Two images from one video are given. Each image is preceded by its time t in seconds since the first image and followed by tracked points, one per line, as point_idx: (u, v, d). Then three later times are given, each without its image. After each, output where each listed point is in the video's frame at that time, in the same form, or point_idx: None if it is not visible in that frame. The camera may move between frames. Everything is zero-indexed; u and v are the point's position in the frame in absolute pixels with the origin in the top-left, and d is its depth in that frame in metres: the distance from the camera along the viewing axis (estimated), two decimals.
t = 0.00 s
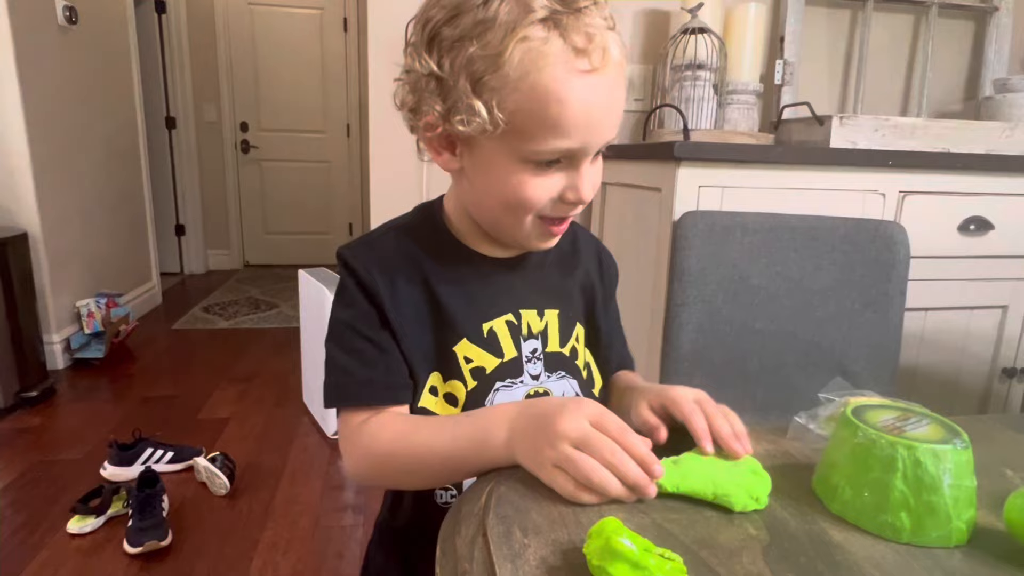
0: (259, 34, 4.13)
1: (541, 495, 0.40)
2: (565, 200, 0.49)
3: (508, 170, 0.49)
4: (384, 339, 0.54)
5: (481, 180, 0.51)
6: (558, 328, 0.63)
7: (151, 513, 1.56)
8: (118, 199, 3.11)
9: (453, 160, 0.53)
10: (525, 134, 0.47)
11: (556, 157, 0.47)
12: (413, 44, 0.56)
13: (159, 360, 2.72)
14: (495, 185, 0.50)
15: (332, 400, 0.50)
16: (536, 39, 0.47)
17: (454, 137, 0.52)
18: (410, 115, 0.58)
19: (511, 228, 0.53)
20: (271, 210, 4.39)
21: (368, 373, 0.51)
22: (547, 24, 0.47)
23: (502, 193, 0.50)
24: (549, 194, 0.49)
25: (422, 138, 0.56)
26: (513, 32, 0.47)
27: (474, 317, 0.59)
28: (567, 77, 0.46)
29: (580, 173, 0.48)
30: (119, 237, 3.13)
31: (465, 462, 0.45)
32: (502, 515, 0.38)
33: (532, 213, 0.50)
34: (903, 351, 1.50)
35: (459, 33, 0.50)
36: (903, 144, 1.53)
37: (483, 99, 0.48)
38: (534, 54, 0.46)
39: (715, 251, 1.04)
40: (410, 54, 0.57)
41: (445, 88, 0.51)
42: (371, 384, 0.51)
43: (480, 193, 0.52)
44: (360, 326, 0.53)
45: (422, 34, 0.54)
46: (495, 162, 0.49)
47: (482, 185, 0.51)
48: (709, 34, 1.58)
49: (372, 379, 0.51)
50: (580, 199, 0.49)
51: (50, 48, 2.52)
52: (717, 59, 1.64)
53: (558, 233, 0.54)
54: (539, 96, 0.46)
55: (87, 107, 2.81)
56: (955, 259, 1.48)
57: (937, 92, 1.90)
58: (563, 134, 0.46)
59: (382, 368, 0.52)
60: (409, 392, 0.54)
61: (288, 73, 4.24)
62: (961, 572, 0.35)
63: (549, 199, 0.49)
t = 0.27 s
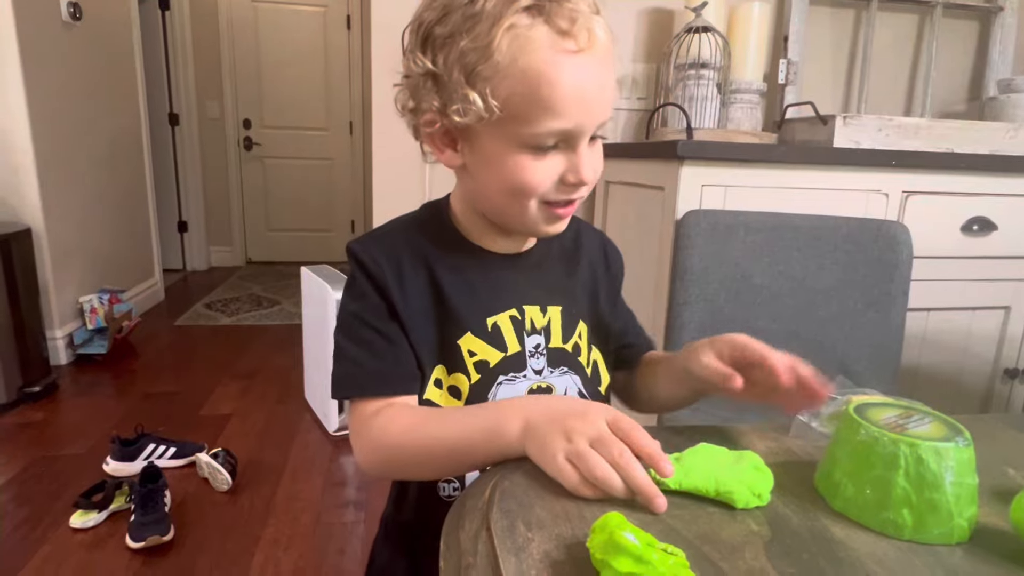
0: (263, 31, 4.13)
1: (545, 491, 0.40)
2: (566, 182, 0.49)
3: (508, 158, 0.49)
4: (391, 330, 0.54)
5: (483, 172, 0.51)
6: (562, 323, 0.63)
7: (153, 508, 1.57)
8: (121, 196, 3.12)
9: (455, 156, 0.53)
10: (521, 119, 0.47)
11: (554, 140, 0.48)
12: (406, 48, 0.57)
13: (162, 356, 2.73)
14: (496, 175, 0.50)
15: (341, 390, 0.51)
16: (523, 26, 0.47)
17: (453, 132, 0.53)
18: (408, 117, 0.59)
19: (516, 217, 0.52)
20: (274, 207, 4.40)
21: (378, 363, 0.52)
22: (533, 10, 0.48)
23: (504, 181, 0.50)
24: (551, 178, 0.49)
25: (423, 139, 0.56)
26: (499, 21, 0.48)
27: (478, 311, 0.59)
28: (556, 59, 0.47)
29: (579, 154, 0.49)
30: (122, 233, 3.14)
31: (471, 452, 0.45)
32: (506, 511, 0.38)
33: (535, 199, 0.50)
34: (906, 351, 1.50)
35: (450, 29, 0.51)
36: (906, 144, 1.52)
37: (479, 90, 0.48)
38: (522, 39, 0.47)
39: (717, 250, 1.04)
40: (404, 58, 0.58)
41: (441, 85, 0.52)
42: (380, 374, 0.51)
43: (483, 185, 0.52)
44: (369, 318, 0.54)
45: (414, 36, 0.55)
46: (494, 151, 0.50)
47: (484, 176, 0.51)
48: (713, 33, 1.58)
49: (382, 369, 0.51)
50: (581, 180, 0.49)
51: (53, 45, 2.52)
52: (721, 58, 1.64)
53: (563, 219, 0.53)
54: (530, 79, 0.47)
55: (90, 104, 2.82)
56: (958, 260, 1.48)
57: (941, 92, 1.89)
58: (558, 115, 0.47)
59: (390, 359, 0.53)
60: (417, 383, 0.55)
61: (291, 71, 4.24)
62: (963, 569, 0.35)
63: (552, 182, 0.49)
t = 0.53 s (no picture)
0: (265, 29, 4.13)
1: (544, 491, 0.40)
2: (555, 180, 0.50)
3: (498, 156, 0.50)
4: (388, 330, 0.54)
5: (474, 169, 0.52)
6: (557, 319, 0.63)
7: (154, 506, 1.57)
8: (122, 193, 3.12)
9: (449, 154, 0.54)
10: (510, 118, 0.48)
11: (544, 139, 0.48)
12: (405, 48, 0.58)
13: (163, 354, 2.73)
14: (487, 173, 0.51)
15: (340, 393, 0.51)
16: (513, 26, 0.48)
17: (446, 130, 0.53)
18: (405, 115, 0.59)
19: (507, 216, 0.53)
20: (275, 206, 4.40)
21: (375, 364, 0.52)
22: (523, 11, 0.49)
23: (494, 180, 0.50)
24: (540, 177, 0.49)
25: (419, 137, 0.57)
26: (489, 21, 0.48)
27: (474, 310, 0.59)
28: (545, 59, 0.47)
29: (568, 154, 0.49)
30: (124, 231, 3.15)
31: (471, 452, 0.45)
32: (504, 511, 0.38)
33: (525, 198, 0.50)
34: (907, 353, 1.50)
35: (443, 30, 0.51)
36: (908, 145, 1.52)
37: (469, 88, 0.49)
38: (511, 39, 0.47)
39: (717, 251, 1.04)
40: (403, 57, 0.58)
41: (433, 84, 0.53)
42: (377, 375, 0.51)
43: (475, 183, 0.52)
44: (366, 319, 0.54)
45: (410, 36, 0.55)
46: (484, 150, 0.50)
47: (475, 174, 0.52)
48: (715, 33, 1.58)
49: (379, 370, 0.51)
50: (570, 179, 0.49)
51: (56, 42, 2.53)
52: (723, 58, 1.64)
53: (556, 218, 0.53)
54: (519, 79, 0.47)
55: (92, 101, 2.82)
56: (959, 261, 1.48)
57: (944, 94, 1.89)
58: (547, 115, 0.47)
59: (388, 359, 0.53)
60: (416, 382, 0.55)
61: (292, 69, 4.24)
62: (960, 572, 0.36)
63: (541, 182, 0.50)
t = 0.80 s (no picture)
0: (269, 27, 4.14)
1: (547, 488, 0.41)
2: (555, 185, 0.50)
3: (499, 158, 0.50)
4: (397, 318, 0.54)
5: (476, 168, 0.52)
6: (562, 312, 0.63)
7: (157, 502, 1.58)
8: (127, 191, 3.13)
9: (453, 151, 0.54)
10: (514, 122, 0.48)
11: (546, 144, 0.49)
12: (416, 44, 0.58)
13: (166, 351, 2.74)
14: (488, 173, 0.51)
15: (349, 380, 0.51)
16: (520, 31, 0.48)
17: (450, 128, 0.54)
18: (413, 110, 0.59)
19: (507, 214, 0.53)
20: (278, 204, 4.40)
21: (383, 351, 0.52)
22: (531, 17, 0.48)
23: (495, 180, 0.51)
24: (540, 180, 0.50)
25: (425, 133, 0.57)
26: (498, 24, 0.48)
27: (479, 303, 0.60)
28: (551, 65, 0.47)
29: (568, 159, 0.49)
30: (128, 228, 3.15)
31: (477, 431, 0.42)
32: (508, 508, 0.38)
33: (524, 199, 0.51)
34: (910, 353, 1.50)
35: (453, 30, 0.51)
36: (912, 145, 1.52)
37: (474, 90, 0.49)
38: (518, 44, 0.47)
39: (720, 250, 1.05)
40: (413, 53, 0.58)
41: (440, 82, 0.53)
42: (384, 361, 0.51)
43: (476, 180, 0.53)
44: (375, 309, 0.54)
45: (422, 33, 0.55)
46: (486, 151, 0.51)
47: (476, 172, 0.52)
48: (719, 32, 1.58)
49: (387, 356, 0.51)
50: (569, 183, 0.50)
51: (61, 40, 2.54)
52: (727, 58, 1.64)
53: (557, 218, 0.54)
54: (523, 84, 0.47)
55: (97, 99, 2.83)
56: (963, 262, 1.48)
57: (949, 94, 1.89)
58: (550, 120, 0.47)
59: (396, 345, 0.53)
60: (423, 371, 0.55)
61: (296, 67, 4.24)
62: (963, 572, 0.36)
63: (540, 184, 0.50)
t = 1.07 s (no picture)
0: (271, 27, 4.14)
1: (551, 485, 0.41)
2: (556, 191, 0.50)
3: (502, 161, 0.50)
4: (419, 299, 0.54)
5: (479, 169, 0.53)
6: (567, 313, 0.63)
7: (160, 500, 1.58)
8: (130, 191, 3.14)
9: (458, 149, 0.54)
10: (518, 128, 0.48)
11: (549, 150, 0.49)
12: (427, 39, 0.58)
13: (169, 350, 2.75)
14: (491, 175, 0.51)
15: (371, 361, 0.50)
16: (531, 36, 0.47)
17: (457, 127, 0.54)
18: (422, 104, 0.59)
19: (508, 213, 0.53)
20: (280, 203, 4.41)
21: (408, 328, 0.51)
22: (543, 22, 0.48)
23: (497, 183, 0.51)
24: (542, 186, 0.50)
25: (432, 128, 0.57)
26: (508, 28, 0.48)
27: (485, 298, 0.60)
28: (559, 74, 0.47)
29: (572, 167, 0.50)
30: (131, 228, 3.16)
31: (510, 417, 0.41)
32: (512, 506, 0.38)
33: (525, 203, 0.51)
34: (912, 353, 1.50)
35: (464, 31, 0.51)
36: (915, 145, 1.52)
37: (480, 93, 0.49)
38: (527, 50, 0.47)
39: (722, 250, 1.04)
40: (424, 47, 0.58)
41: (448, 81, 0.53)
42: (409, 338, 0.50)
43: (479, 181, 0.53)
44: (396, 291, 0.54)
45: (433, 30, 0.55)
46: (490, 154, 0.51)
47: (480, 172, 0.53)
48: (722, 32, 1.58)
49: (409, 334, 0.51)
50: (570, 190, 0.50)
51: (65, 39, 2.54)
52: (730, 57, 1.64)
53: (557, 222, 0.54)
54: (529, 91, 0.47)
55: (100, 98, 2.83)
56: (966, 262, 1.47)
57: (952, 94, 1.88)
58: (554, 128, 0.47)
59: (418, 326, 0.52)
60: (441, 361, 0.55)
61: (299, 67, 4.25)
62: (967, 570, 0.35)
63: (542, 190, 0.51)
